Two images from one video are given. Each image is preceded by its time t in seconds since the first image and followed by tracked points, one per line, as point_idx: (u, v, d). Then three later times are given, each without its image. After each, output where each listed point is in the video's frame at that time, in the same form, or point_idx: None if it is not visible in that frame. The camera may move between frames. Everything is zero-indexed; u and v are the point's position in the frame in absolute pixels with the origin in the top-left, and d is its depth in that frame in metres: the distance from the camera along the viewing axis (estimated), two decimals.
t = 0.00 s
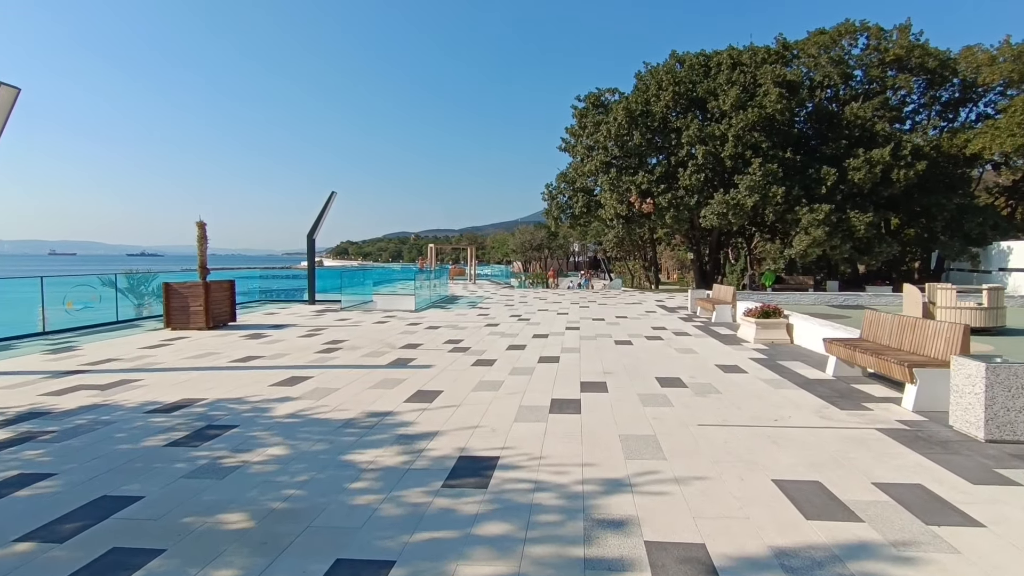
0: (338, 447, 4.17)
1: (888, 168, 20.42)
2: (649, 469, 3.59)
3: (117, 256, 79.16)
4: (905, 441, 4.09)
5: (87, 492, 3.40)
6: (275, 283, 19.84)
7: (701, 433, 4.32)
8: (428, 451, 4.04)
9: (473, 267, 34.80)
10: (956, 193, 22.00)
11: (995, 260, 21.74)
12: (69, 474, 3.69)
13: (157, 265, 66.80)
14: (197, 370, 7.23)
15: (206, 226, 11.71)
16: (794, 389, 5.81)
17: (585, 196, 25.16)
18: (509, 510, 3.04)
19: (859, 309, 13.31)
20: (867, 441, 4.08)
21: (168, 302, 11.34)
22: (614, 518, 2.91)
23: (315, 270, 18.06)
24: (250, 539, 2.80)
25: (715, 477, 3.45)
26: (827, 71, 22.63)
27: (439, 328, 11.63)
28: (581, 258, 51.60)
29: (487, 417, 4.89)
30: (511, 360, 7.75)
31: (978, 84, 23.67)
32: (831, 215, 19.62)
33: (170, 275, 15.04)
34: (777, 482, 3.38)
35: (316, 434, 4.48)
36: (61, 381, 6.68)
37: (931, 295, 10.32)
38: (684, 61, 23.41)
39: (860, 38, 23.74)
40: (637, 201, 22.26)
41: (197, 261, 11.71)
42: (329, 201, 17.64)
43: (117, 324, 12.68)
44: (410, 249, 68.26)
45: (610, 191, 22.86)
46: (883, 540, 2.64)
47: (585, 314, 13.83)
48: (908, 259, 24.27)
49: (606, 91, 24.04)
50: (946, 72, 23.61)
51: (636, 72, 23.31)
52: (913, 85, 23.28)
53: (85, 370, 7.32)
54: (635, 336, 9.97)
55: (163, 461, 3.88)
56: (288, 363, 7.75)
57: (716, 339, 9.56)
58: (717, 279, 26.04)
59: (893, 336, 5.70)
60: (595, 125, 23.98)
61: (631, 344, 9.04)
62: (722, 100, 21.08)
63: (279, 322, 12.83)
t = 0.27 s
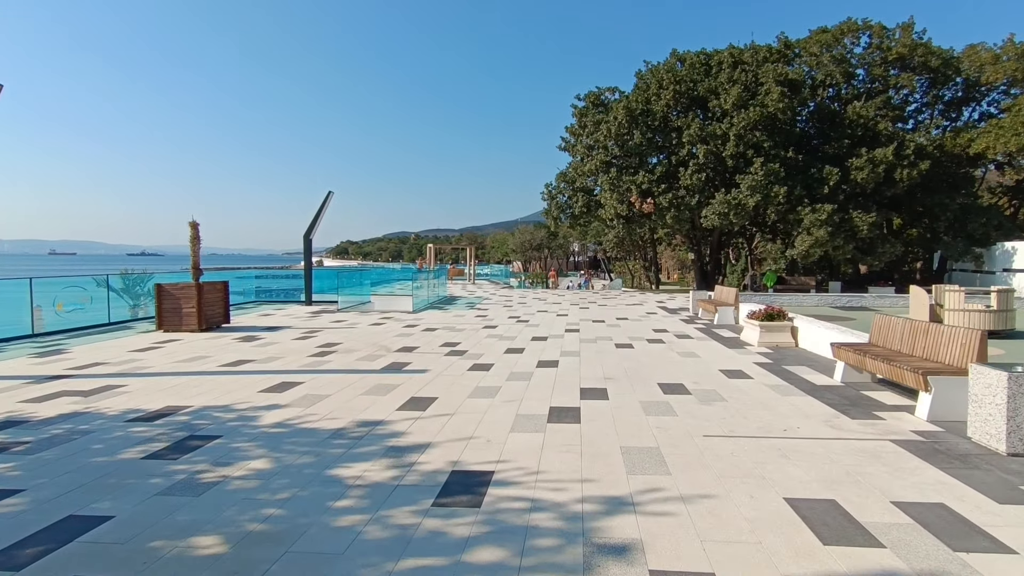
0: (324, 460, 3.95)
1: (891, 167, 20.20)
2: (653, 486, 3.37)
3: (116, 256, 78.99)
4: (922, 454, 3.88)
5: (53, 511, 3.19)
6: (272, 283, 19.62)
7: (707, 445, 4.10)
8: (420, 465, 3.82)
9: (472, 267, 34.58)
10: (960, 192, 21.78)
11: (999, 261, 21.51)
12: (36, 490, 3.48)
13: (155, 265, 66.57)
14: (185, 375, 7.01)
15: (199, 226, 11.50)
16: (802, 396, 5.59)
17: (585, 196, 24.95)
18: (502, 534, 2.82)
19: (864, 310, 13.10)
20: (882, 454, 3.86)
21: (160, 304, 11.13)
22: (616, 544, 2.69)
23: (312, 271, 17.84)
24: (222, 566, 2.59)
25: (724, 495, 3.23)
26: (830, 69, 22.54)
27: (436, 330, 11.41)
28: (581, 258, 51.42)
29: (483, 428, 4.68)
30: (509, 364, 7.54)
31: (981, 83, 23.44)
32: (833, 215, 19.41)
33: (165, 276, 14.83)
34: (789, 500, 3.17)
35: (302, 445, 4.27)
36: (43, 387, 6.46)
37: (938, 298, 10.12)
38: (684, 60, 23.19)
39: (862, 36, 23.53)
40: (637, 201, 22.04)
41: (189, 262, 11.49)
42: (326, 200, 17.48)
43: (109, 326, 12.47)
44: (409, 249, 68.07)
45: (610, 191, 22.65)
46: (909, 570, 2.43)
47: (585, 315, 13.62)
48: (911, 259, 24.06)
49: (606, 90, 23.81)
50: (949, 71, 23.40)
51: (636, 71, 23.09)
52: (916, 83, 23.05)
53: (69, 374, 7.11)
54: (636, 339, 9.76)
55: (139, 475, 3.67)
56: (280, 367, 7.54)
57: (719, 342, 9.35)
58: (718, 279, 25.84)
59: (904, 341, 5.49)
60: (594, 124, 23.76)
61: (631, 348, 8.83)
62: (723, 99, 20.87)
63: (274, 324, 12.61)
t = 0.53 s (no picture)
0: (313, 468, 3.74)
1: (895, 166, 19.99)
2: (662, 497, 3.16)
3: (116, 257, 78.83)
4: (946, 462, 3.66)
5: (21, 524, 2.97)
6: (269, 283, 19.42)
7: (717, 451, 3.89)
8: (414, 473, 3.60)
9: (472, 267, 34.36)
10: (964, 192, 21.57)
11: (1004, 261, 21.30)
12: (5, 501, 3.26)
13: (155, 265, 66.38)
14: (175, 377, 6.79)
15: (193, 224, 11.29)
16: (814, 400, 5.38)
17: (586, 195, 24.75)
18: (501, 551, 2.61)
19: (869, 310, 12.89)
20: (903, 462, 3.65)
21: (153, 303, 10.92)
22: (625, 563, 2.48)
23: (309, 270, 17.64)
24: None
25: (739, 507, 3.02)
26: (833, 67, 22.23)
27: (434, 330, 11.21)
28: (581, 258, 51.23)
29: (481, 433, 4.47)
30: (509, 366, 7.33)
31: (985, 81, 23.22)
32: (837, 214, 19.20)
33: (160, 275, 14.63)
34: (809, 513, 2.96)
35: (291, 452, 4.05)
36: (26, 389, 6.24)
37: (947, 297, 9.91)
38: (686, 58, 22.97)
39: (865, 34, 23.33)
40: (638, 200, 21.83)
41: (184, 261, 11.29)
42: (324, 198, 17.27)
43: (102, 326, 12.27)
44: (410, 249, 67.96)
45: (611, 190, 22.44)
46: None
47: (586, 315, 13.41)
48: (915, 259, 23.86)
49: (607, 88, 23.59)
50: (953, 69, 23.21)
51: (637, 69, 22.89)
52: (919, 82, 22.85)
53: (56, 376, 6.90)
54: (638, 339, 9.55)
55: (114, 485, 3.45)
56: (273, 368, 7.32)
57: (724, 342, 9.14)
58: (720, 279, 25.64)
59: (919, 342, 5.28)
60: (596, 122, 23.56)
61: (634, 348, 8.62)
62: (726, 97, 20.67)
63: (270, 324, 12.40)
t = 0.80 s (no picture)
0: (301, 483, 3.50)
1: (898, 165, 19.77)
2: (676, 516, 2.93)
3: (115, 256, 78.63)
4: (976, 476, 3.44)
5: None
6: (265, 283, 19.17)
7: (732, 464, 3.66)
8: (410, 488, 3.37)
9: (471, 266, 34.13)
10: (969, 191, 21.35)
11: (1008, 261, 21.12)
12: None
13: (153, 264, 66.14)
14: (163, 381, 6.55)
15: (186, 223, 11.05)
16: (829, 406, 5.15)
17: (586, 194, 24.53)
18: None
19: (876, 311, 12.66)
20: (931, 476, 3.42)
21: (145, 305, 10.68)
22: None
23: (306, 270, 17.40)
24: None
25: (760, 528, 2.79)
26: (835, 65, 21.94)
27: (433, 332, 10.98)
28: (581, 257, 51.01)
29: (481, 443, 4.24)
30: (509, 369, 7.11)
31: (989, 79, 23.00)
32: (841, 213, 18.97)
33: (154, 275, 14.39)
34: (837, 534, 2.73)
35: (280, 464, 3.82)
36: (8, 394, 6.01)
37: (957, 298, 9.69)
38: (687, 56, 22.74)
39: (868, 32, 23.11)
40: (639, 199, 21.60)
41: (176, 261, 11.04)
42: (322, 197, 17.07)
43: (94, 327, 12.03)
44: (408, 249, 67.70)
45: (612, 189, 22.23)
46: None
47: (587, 316, 13.19)
48: (918, 259, 23.66)
49: (607, 86, 23.36)
50: (956, 67, 23.01)
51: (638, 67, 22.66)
52: (922, 80, 22.64)
53: (40, 381, 6.65)
54: (642, 341, 9.32)
55: (88, 503, 3.21)
56: (266, 372, 7.09)
57: (730, 345, 8.91)
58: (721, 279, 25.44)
59: (939, 346, 5.06)
60: (596, 121, 23.33)
61: (638, 351, 8.38)
62: (728, 95, 20.44)
63: (265, 326, 12.16)
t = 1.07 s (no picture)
0: (283, 499, 3.28)
1: (900, 165, 19.59)
2: (684, 537, 2.72)
3: (113, 255, 78.37)
4: (1001, 491, 3.23)
5: None
6: (260, 283, 18.95)
7: (741, 478, 3.45)
8: (398, 505, 3.16)
9: (469, 266, 33.92)
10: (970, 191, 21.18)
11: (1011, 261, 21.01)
12: None
13: (150, 263, 65.74)
14: (148, 386, 6.33)
15: (177, 223, 10.82)
16: (839, 413, 4.94)
17: (585, 194, 24.32)
18: None
19: (879, 313, 12.49)
20: (954, 491, 3.21)
21: (135, 306, 10.45)
22: None
23: (302, 270, 17.19)
24: None
25: (775, 552, 2.58)
26: (835, 64, 21.57)
27: (429, 333, 10.77)
28: (579, 257, 50.82)
29: (476, 453, 4.02)
30: (506, 373, 6.91)
31: (991, 78, 22.81)
32: (842, 213, 18.78)
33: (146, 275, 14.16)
34: (858, 559, 2.52)
35: (262, 477, 3.60)
36: None
37: (964, 299, 9.49)
38: (687, 54, 22.54)
39: (868, 31, 22.93)
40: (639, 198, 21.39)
41: (167, 261, 10.81)
42: (318, 196, 16.87)
43: (83, 329, 11.80)
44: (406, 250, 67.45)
45: (611, 189, 22.03)
46: None
47: (587, 318, 12.98)
48: (919, 259, 23.49)
49: (607, 85, 23.15)
50: (957, 66, 22.83)
51: (638, 65, 22.47)
52: (924, 79, 22.48)
53: (21, 385, 6.43)
54: (643, 343, 9.12)
55: (52, 522, 2.99)
56: (255, 376, 6.87)
57: (732, 347, 8.71)
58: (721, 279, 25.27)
59: (953, 350, 4.85)
60: (595, 120, 23.12)
61: (639, 354, 8.17)
62: (728, 94, 20.25)
63: (258, 327, 11.92)
